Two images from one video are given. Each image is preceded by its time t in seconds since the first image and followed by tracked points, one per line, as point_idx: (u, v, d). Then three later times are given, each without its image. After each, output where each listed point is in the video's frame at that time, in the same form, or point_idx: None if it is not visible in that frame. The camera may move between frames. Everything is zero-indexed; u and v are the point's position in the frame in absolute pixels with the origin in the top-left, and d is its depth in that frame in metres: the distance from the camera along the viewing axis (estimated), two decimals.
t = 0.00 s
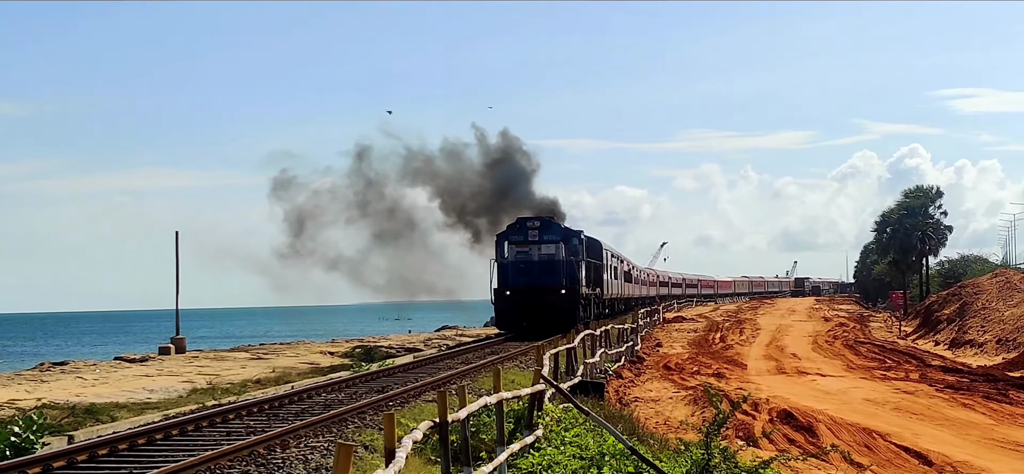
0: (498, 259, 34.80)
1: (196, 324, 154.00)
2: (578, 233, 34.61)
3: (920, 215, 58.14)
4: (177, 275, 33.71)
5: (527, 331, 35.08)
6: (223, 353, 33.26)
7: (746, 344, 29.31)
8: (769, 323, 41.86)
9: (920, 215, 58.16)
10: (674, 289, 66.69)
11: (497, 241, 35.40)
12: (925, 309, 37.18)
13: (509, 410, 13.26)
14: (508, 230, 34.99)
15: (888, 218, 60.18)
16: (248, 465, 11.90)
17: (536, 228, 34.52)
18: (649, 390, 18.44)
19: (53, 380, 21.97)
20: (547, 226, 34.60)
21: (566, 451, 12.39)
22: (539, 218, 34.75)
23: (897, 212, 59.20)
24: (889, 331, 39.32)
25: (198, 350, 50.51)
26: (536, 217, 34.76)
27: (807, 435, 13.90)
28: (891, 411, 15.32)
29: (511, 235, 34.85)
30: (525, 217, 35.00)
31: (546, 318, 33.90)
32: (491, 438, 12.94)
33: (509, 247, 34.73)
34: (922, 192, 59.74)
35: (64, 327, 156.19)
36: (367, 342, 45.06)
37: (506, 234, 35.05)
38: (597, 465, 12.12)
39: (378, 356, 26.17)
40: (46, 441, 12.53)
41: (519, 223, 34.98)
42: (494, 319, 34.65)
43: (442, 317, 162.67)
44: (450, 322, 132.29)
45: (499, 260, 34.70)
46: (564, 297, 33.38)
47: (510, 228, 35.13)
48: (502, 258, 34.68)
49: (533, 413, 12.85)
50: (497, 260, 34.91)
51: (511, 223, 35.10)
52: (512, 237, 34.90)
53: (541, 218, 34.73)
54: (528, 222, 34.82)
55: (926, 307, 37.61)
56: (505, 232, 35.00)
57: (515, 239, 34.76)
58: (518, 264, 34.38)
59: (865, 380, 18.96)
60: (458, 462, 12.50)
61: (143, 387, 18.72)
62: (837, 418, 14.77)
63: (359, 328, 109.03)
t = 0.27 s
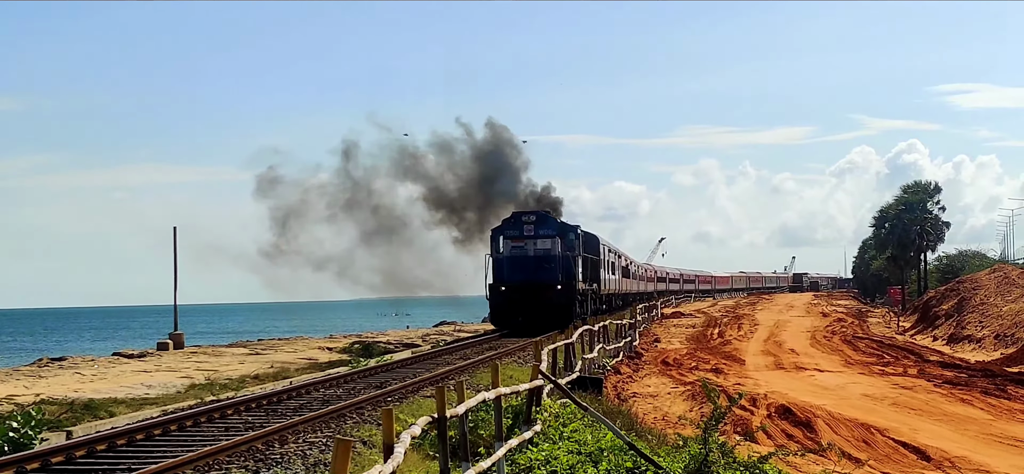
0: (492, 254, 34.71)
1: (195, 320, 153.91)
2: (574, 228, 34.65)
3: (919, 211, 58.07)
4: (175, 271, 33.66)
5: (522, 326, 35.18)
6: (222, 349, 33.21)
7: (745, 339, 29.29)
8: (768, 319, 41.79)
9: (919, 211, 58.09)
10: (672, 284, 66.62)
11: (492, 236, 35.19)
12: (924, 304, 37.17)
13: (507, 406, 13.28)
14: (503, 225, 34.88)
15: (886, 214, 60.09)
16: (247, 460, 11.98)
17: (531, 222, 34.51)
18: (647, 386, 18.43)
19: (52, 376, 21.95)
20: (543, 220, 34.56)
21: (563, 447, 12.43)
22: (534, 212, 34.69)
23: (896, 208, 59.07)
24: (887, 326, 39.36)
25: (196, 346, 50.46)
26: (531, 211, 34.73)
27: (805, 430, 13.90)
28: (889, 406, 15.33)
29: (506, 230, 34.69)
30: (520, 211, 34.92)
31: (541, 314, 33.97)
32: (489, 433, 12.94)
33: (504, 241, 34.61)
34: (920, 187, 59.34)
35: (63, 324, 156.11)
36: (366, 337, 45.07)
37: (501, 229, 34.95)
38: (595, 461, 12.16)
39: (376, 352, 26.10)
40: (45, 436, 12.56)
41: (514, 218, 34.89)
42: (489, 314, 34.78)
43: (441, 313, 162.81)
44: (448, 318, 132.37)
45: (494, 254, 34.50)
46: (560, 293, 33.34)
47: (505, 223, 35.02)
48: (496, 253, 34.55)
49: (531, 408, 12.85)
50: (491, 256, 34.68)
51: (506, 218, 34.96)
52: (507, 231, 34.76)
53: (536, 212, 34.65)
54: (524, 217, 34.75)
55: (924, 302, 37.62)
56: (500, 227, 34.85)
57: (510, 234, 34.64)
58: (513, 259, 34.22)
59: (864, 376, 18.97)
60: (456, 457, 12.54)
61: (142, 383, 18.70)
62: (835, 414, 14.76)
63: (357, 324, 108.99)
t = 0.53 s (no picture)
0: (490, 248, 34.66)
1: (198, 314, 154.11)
2: (574, 221, 34.77)
3: (921, 206, 58.00)
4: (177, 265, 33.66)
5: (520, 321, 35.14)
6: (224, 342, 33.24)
7: (746, 334, 29.29)
8: (769, 314, 41.79)
9: (921, 206, 58.01)
10: (673, 279, 66.58)
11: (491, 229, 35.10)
12: (925, 300, 37.13)
13: (508, 399, 13.30)
14: (502, 218, 34.88)
15: (888, 208, 59.97)
16: (249, 454, 12.08)
17: (530, 215, 34.46)
18: (648, 380, 18.44)
19: (54, 368, 21.96)
20: (542, 213, 34.55)
21: (564, 441, 12.49)
22: (533, 206, 34.62)
23: (898, 203, 58.96)
24: (888, 321, 39.38)
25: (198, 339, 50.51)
26: (530, 204, 34.68)
27: (806, 425, 13.91)
28: (890, 401, 15.34)
29: (505, 223, 34.72)
30: (520, 204, 34.84)
31: (540, 308, 34.00)
32: (490, 427, 12.95)
33: (502, 235, 34.56)
34: (923, 183, 59.30)
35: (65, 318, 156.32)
36: (368, 331, 45.11)
37: (501, 222, 34.96)
38: (596, 454, 12.22)
39: (377, 346, 26.09)
40: (47, 429, 12.58)
41: (513, 210, 34.84)
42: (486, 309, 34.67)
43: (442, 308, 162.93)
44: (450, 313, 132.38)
45: (492, 248, 34.55)
46: (559, 287, 33.35)
47: (504, 216, 35.01)
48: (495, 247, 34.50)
49: (532, 402, 12.84)
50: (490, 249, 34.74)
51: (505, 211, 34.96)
52: (506, 224, 34.76)
53: (535, 206, 34.59)
54: (522, 209, 34.71)
55: (925, 298, 37.63)
56: (499, 220, 34.87)
57: (508, 228, 34.64)
58: (512, 252, 34.19)
59: (865, 370, 18.97)
60: (458, 451, 12.57)
61: (144, 375, 18.71)
62: (836, 409, 14.77)
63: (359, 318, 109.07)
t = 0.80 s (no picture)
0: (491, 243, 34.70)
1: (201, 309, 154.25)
2: (575, 217, 34.86)
3: (922, 203, 58.03)
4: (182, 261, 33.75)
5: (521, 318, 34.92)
6: (228, 337, 33.33)
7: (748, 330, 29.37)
8: (771, 309, 41.85)
9: (922, 202, 58.04)
10: (675, 275, 66.57)
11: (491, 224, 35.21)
12: (927, 296, 37.19)
13: (512, 395, 13.39)
14: (502, 213, 34.90)
15: (890, 205, 59.97)
16: (255, 448, 12.20)
17: (531, 210, 34.65)
18: (651, 376, 18.50)
19: (60, 363, 22.05)
20: (543, 208, 34.72)
21: (567, 436, 12.57)
22: (534, 200, 34.78)
23: (899, 200, 59.01)
24: (890, 317, 39.45)
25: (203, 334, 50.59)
26: (531, 199, 34.82)
27: (809, 420, 13.98)
28: (892, 397, 15.41)
29: (505, 218, 34.75)
30: (520, 199, 35.00)
31: (542, 305, 33.84)
32: (494, 422, 13.05)
33: (503, 230, 34.65)
34: (924, 179, 59.45)
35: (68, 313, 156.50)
36: (372, 326, 45.22)
37: (502, 217, 34.99)
38: (599, 449, 12.31)
39: (382, 341, 26.16)
40: (54, 423, 12.67)
41: (514, 205, 34.93)
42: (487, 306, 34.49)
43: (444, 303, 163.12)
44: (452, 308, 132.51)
45: (494, 243, 34.56)
46: (560, 283, 33.42)
47: (504, 211, 35.06)
48: (495, 241, 34.61)
49: (535, 397, 12.92)
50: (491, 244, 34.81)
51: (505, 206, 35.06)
52: (506, 220, 34.80)
53: (536, 200, 34.74)
54: (523, 204, 34.86)
55: (927, 294, 37.66)
56: (500, 215, 34.90)
57: (509, 222, 34.69)
58: (512, 248, 34.27)
59: (867, 366, 19.03)
60: (461, 445, 12.68)
61: (150, 370, 18.79)
62: (838, 404, 14.84)
63: (362, 313, 109.17)
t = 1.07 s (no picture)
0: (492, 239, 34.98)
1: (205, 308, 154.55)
2: (576, 213, 34.71)
3: (924, 200, 58.10)
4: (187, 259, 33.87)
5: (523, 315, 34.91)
6: (234, 335, 33.45)
7: (751, 326, 29.46)
8: (774, 306, 41.92)
9: (924, 199, 58.12)
10: (678, 272, 66.69)
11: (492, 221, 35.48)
12: (929, 292, 37.25)
13: (516, 391, 13.50)
14: (503, 210, 35.05)
15: (892, 202, 60.12)
16: (261, 444, 12.31)
17: (533, 207, 34.69)
18: (655, 372, 18.59)
19: (68, 360, 22.17)
20: (545, 204, 34.70)
21: (572, 432, 12.66)
22: (535, 197, 34.79)
23: (901, 197, 59.13)
24: (893, 313, 39.53)
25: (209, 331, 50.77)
26: (531, 195, 34.82)
27: (811, 416, 14.07)
28: (894, 392, 15.49)
29: (506, 214, 34.97)
30: (521, 196, 35.10)
31: (543, 302, 33.87)
32: (499, 418, 13.15)
33: (504, 226, 34.90)
34: (926, 176, 59.54)
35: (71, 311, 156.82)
36: (376, 323, 45.36)
37: (503, 214, 35.15)
38: (603, 445, 12.41)
39: (386, 338, 26.26)
40: (62, 419, 12.76)
41: (514, 202, 35.03)
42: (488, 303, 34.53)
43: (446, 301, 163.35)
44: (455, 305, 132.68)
45: (495, 240, 34.82)
46: (562, 280, 33.33)
47: (506, 207, 35.25)
48: (496, 238, 34.86)
49: (540, 393, 13.01)
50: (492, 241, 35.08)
51: (507, 202, 35.16)
52: (507, 216, 35.02)
53: (538, 197, 34.75)
54: (524, 200, 34.94)
55: (929, 289, 37.75)
56: (500, 212, 35.05)
57: (511, 219, 34.90)
58: (513, 245, 34.61)
59: (870, 362, 19.11)
60: (466, 441, 12.78)
61: (157, 367, 18.89)
62: (841, 400, 14.92)
63: (366, 311, 109.41)
